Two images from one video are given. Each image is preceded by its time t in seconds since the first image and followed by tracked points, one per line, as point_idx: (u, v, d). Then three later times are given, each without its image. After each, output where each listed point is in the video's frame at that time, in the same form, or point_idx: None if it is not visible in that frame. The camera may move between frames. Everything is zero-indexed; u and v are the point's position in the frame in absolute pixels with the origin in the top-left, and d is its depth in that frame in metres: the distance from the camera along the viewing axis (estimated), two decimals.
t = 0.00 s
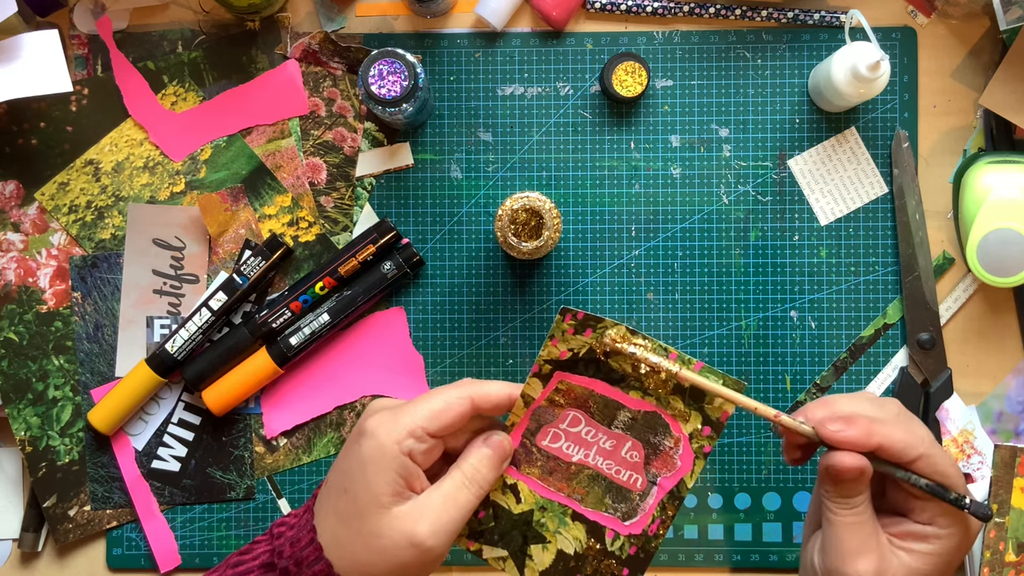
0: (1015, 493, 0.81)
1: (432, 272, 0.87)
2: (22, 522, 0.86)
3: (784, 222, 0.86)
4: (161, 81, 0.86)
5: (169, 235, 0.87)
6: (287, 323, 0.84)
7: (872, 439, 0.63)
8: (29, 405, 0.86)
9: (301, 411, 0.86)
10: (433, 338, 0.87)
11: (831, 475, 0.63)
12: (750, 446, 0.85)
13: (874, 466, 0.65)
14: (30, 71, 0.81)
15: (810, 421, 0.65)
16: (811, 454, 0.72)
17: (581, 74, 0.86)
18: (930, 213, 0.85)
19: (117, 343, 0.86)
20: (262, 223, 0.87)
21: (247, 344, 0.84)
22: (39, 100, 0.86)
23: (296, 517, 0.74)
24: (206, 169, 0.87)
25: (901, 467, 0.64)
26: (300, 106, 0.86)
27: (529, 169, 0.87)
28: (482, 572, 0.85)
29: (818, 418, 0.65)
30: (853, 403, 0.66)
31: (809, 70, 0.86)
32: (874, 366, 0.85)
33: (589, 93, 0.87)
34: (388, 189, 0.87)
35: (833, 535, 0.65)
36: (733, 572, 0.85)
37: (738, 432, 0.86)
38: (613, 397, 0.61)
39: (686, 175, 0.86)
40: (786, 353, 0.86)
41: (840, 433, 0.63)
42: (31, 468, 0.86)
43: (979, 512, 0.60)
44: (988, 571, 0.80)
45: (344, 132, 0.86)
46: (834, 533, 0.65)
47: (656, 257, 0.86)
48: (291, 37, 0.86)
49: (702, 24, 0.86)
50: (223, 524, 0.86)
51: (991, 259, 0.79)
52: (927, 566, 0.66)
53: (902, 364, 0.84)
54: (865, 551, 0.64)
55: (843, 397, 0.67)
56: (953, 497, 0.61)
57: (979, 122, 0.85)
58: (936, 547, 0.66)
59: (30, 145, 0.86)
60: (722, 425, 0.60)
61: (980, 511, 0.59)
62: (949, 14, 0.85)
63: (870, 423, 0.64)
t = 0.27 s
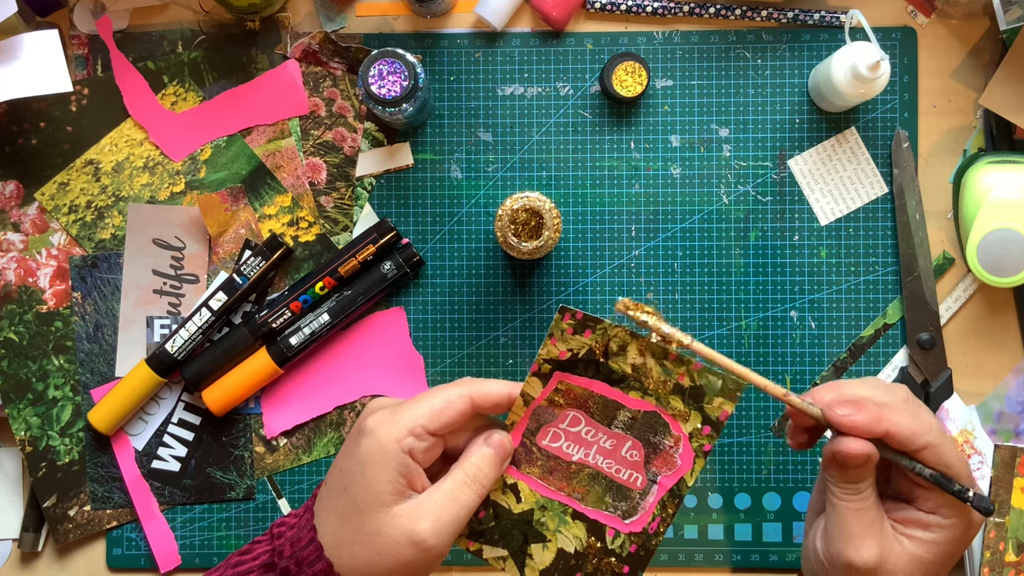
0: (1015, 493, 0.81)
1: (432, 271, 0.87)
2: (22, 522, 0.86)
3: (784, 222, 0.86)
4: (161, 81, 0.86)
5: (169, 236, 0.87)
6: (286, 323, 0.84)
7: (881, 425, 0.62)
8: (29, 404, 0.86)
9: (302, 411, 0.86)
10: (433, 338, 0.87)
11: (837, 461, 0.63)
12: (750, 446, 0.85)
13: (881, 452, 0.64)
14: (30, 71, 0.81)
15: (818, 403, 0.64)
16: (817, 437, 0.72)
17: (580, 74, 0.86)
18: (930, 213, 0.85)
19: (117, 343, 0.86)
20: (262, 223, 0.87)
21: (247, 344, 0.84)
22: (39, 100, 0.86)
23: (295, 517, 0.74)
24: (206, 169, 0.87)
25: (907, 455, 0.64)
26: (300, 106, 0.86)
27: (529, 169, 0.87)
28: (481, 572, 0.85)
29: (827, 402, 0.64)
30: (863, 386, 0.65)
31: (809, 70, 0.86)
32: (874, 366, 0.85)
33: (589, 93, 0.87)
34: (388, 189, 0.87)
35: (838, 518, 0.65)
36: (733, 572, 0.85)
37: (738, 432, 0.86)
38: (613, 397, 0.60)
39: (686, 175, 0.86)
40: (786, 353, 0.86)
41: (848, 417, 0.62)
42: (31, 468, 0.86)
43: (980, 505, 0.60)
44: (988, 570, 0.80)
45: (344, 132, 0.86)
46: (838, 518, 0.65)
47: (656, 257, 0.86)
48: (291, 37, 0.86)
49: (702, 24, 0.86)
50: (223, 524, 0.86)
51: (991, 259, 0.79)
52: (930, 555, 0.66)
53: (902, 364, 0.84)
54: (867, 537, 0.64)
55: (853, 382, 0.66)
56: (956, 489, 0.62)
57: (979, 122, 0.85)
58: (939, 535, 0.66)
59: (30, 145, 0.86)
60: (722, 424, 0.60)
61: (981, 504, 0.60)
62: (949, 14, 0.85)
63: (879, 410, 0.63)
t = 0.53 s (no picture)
0: (1015, 493, 0.79)
1: (432, 271, 0.87)
2: (22, 522, 0.86)
3: (784, 222, 0.86)
4: (161, 81, 0.86)
5: (169, 235, 0.87)
6: (287, 323, 0.84)
7: (845, 444, 0.63)
8: (29, 404, 0.86)
9: (301, 411, 0.86)
10: (433, 338, 0.87)
11: (809, 483, 0.63)
12: (750, 446, 0.85)
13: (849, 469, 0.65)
14: (30, 71, 0.81)
15: (782, 429, 0.65)
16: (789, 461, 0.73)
17: (581, 74, 0.86)
18: (930, 213, 0.85)
19: (117, 343, 0.86)
20: (262, 223, 0.87)
21: (247, 344, 0.84)
22: (39, 100, 0.86)
23: (294, 515, 0.74)
24: (206, 169, 0.87)
25: (877, 469, 0.64)
26: (300, 106, 0.86)
27: (529, 169, 0.87)
28: (481, 572, 0.85)
29: (790, 426, 0.65)
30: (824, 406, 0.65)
31: (809, 70, 0.86)
32: (874, 366, 0.85)
33: (589, 93, 0.87)
34: (388, 189, 0.87)
35: (821, 542, 0.65)
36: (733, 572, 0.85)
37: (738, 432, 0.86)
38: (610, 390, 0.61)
39: (686, 175, 0.86)
40: (786, 353, 0.86)
41: (811, 439, 0.63)
42: (31, 468, 0.86)
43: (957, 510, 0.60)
44: (988, 571, 0.79)
45: (344, 132, 0.86)
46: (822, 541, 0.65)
47: (657, 257, 0.86)
48: (291, 37, 0.86)
49: (702, 25, 0.86)
50: (223, 524, 0.86)
51: (991, 259, 0.79)
52: (916, 566, 0.66)
53: (902, 364, 0.84)
54: (853, 557, 0.64)
55: (814, 401, 0.66)
56: (931, 496, 0.61)
57: (979, 122, 0.85)
58: (921, 547, 0.66)
59: (30, 145, 0.86)
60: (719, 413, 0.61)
61: (958, 508, 0.60)
62: (949, 14, 0.85)
63: (841, 428, 0.63)
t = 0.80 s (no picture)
0: (1015, 492, 0.80)
1: (432, 272, 0.87)
2: (22, 522, 0.86)
3: (784, 222, 0.86)
4: (161, 81, 0.86)
5: (169, 235, 0.87)
6: (287, 323, 0.84)
7: (873, 426, 0.62)
8: (29, 404, 0.86)
9: (302, 411, 0.86)
10: (433, 338, 0.87)
11: (829, 463, 0.63)
12: (750, 446, 0.85)
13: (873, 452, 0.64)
14: (30, 71, 0.81)
15: (810, 402, 0.64)
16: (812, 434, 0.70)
17: (580, 74, 0.86)
18: (930, 213, 0.85)
19: (117, 343, 0.86)
20: (262, 223, 0.87)
21: (247, 344, 0.84)
22: (39, 100, 0.86)
23: (295, 515, 0.74)
24: (206, 169, 0.87)
25: (899, 456, 0.63)
26: (300, 106, 0.86)
27: (529, 169, 0.87)
28: (481, 572, 0.85)
29: (818, 400, 0.64)
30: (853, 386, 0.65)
31: (808, 70, 0.86)
32: (874, 366, 0.85)
33: (589, 93, 0.87)
34: (388, 189, 0.87)
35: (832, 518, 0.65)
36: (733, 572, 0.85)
37: (738, 432, 0.86)
38: (614, 394, 0.61)
39: (686, 175, 0.86)
40: (786, 353, 0.86)
41: (839, 418, 0.62)
42: (31, 468, 0.86)
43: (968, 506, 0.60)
44: (988, 571, 0.80)
45: (344, 132, 0.86)
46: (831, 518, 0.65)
47: (656, 257, 0.86)
48: (291, 37, 0.86)
49: (702, 24, 0.86)
50: (223, 524, 0.86)
51: (991, 259, 0.79)
52: (924, 552, 0.66)
53: (902, 364, 0.84)
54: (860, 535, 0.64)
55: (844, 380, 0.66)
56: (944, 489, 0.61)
57: (979, 122, 0.85)
58: (932, 533, 0.66)
59: (30, 145, 0.86)
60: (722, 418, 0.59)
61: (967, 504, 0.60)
62: (949, 14, 0.85)
63: (871, 410, 0.63)
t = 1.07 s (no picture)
0: (1015, 492, 0.82)
1: (432, 271, 0.87)
2: (22, 522, 0.86)
3: (784, 222, 0.86)
4: (161, 81, 0.86)
5: (169, 235, 0.87)
6: (287, 323, 0.84)
7: (880, 473, 0.63)
8: (29, 404, 0.86)
9: (301, 411, 0.86)
10: (433, 338, 0.87)
11: (846, 509, 0.62)
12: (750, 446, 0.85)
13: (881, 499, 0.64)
14: (30, 71, 0.81)
15: (815, 455, 0.64)
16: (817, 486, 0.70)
17: (580, 74, 0.86)
18: (930, 213, 0.85)
19: (117, 343, 0.86)
20: (262, 223, 0.87)
21: (247, 344, 0.84)
22: (39, 100, 0.86)
23: (290, 513, 0.74)
24: (206, 169, 0.87)
25: (910, 498, 0.63)
26: (300, 106, 0.86)
27: (529, 169, 0.87)
28: (482, 572, 0.85)
29: (823, 453, 0.64)
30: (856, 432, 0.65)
31: (809, 70, 0.86)
32: (874, 366, 0.85)
33: (589, 93, 0.87)
34: (387, 189, 0.87)
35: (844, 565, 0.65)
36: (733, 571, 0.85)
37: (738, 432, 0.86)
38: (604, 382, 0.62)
39: (686, 175, 0.86)
40: (786, 353, 0.86)
41: (846, 468, 0.63)
42: (31, 468, 0.86)
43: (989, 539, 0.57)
44: (988, 570, 0.81)
45: (344, 132, 0.86)
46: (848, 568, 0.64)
47: (656, 257, 0.86)
48: (291, 37, 0.86)
49: (702, 25, 0.86)
50: (223, 524, 0.86)
51: (990, 259, 0.79)
52: None
53: (902, 364, 0.84)
54: None
55: (845, 427, 0.66)
56: (961, 526, 0.59)
57: (979, 122, 0.85)
58: None
59: (30, 145, 0.86)
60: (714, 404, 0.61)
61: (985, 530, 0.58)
62: (949, 14, 0.85)
63: (876, 457, 0.63)
